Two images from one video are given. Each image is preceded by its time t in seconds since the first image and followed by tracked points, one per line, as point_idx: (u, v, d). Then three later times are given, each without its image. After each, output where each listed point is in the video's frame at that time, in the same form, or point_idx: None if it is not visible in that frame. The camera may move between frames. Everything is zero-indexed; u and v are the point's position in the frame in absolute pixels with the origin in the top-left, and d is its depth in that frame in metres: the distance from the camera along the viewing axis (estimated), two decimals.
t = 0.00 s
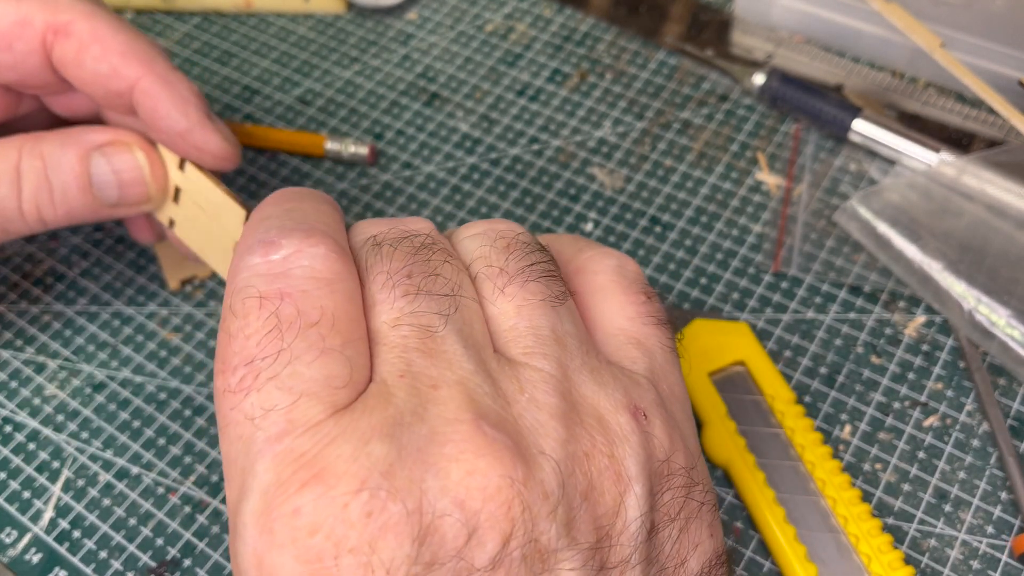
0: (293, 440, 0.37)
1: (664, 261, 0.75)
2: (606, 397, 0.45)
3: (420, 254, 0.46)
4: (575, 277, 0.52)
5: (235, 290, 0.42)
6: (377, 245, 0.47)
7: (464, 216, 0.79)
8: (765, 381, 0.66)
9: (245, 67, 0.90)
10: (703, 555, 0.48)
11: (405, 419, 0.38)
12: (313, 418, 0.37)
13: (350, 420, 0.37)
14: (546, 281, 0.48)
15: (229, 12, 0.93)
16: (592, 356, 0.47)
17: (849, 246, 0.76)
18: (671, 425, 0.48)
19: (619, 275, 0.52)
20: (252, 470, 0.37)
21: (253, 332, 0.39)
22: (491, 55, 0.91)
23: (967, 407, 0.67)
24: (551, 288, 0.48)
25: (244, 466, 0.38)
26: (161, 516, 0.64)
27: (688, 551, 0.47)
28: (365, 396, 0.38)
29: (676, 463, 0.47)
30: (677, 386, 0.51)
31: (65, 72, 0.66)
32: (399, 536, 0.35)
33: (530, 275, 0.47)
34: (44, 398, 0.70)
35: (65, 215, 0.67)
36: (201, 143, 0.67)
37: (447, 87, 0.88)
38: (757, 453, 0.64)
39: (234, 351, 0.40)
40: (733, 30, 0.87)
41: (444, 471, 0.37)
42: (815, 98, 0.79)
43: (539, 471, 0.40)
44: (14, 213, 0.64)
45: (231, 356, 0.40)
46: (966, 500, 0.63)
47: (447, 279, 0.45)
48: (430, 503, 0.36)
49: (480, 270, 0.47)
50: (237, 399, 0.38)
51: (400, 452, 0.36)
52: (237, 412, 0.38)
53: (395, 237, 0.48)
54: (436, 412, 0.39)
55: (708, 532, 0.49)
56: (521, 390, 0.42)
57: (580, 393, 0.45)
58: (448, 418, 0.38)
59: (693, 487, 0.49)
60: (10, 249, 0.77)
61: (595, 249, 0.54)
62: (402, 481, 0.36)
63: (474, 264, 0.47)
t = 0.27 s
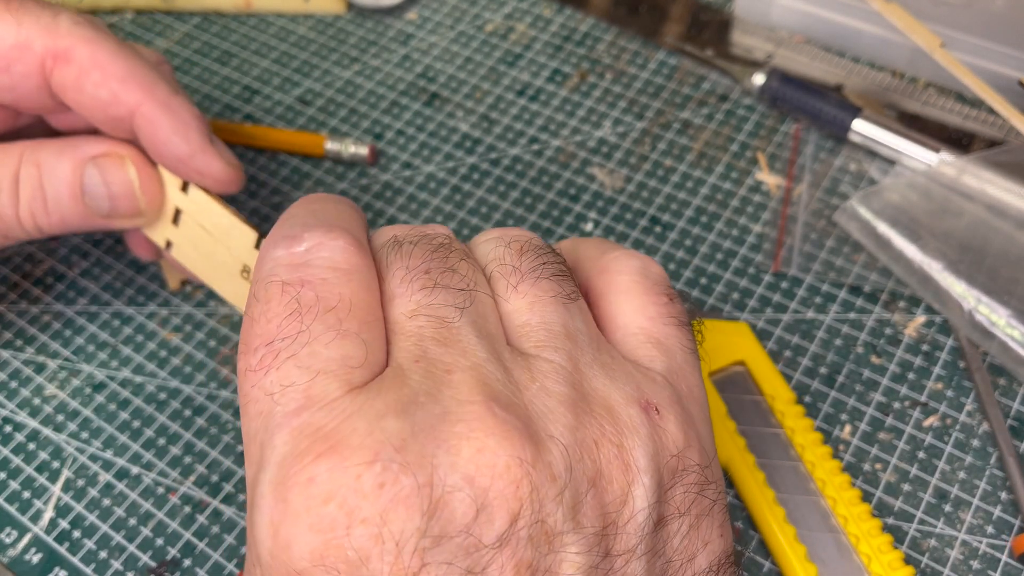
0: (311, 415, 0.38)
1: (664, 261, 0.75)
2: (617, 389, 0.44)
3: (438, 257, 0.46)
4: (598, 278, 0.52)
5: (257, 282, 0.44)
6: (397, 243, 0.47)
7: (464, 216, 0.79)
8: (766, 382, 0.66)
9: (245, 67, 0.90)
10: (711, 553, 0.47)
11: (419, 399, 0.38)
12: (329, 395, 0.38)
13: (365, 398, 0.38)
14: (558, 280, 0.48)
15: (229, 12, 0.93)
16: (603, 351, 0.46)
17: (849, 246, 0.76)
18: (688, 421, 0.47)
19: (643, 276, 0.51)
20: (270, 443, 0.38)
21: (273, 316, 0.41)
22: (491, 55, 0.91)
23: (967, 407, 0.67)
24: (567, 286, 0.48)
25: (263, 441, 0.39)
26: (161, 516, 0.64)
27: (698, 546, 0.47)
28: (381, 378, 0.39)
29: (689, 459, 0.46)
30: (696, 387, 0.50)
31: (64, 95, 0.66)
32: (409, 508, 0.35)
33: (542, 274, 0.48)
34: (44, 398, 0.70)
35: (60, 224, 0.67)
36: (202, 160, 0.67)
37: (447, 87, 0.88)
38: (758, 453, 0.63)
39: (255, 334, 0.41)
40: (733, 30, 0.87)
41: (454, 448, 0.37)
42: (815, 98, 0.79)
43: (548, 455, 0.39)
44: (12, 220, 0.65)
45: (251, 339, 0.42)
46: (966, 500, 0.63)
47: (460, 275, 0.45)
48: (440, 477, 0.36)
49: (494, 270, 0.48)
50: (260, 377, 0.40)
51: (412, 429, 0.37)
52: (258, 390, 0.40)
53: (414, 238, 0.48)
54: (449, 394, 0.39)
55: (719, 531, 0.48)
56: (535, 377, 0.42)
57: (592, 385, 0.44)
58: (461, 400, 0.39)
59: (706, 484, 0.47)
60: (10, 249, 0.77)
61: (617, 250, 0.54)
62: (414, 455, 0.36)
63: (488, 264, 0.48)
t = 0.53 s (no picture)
0: (344, 405, 0.40)
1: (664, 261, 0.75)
2: (665, 404, 0.44)
3: (478, 247, 0.47)
4: (655, 280, 0.52)
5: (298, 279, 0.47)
6: (439, 235, 0.48)
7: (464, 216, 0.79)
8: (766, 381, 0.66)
9: (246, 67, 0.90)
10: None
11: (453, 399, 0.39)
12: (361, 387, 0.40)
13: (399, 393, 0.39)
14: (610, 281, 0.48)
15: (229, 12, 0.93)
16: (652, 359, 0.46)
17: (848, 246, 0.76)
18: (736, 441, 0.46)
19: (701, 285, 0.51)
20: (306, 429, 0.41)
21: (309, 311, 0.44)
22: (491, 55, 0.91)
23: (967, 407, 0.67)
24: (620, 288, 0.48)
25: (301, 427, 0.41)
26: (162, 516, 0.64)
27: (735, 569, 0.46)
28: (418, 374, 0.41)
29: (735, 481, 0.45)
30: (749, 404, 0.49)
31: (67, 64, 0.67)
32: (435, 508, 0.36)
33: (596, 274, 0.48)
34: (44, 398, 0.70)
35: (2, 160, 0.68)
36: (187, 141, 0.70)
37: (447, 87, 0.88)
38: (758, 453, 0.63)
39: (293, 326, 0.44)
40: (733, 31, 0.87)
41: (485, 451, 0.38)
42: (814, 98, 0.79)
43: (585, 465, 0.39)
44: None
45: (289, 331, 0.44)
46: (966, 500, 0.63)
47: (504, 270, 0.46)
48: (468, 480, 0.37)
49: (544, 265, 0.48)
50: (295, 367, 0.43)
51: (444, 430, 0.38)
52: (292, 379, 0.43)
53: (458, 226, 0.49)
54: (484, 396, 0.40)
55: (757, 555, 0.47)
56: (577, 384, 0.42)
57: (638, 397, 0.44)
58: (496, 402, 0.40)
59: (750, 506, 0.47)
60: (10, 250, 0.77)
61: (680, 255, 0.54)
62: (443, 456, 0.37)
63: (539, 257, 0.48)
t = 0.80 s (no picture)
0: (352, 394, 0.40)
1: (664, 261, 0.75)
2: (673, 410, 0.44)
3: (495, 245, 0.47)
4: (673, 284, 0.52)
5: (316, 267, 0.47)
6: (456, 230, 0.48)
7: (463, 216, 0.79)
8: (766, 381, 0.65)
9: (246, 67, 0.90)
10: None
11: (461, 394, 0.39)
12: (370, 376, 0.40)
13: (407, 385, 0.39)
14: (625, 283, 0.48)
15: (229, 12, 0.93)
16: (662, 362, 0.46)
17: (848, 246, 0.76)
18: (744, 448, 0.46)
19: (717, 292, 0.51)
20: (314, 416, 0.41)
21: (324, 300, 0.44)
22: (491, 55, 0.91)
23: (967, 407, 0.67)
24: (634, 291, 0.48)
25: (309, 413, 0.41)
26: (162, 516, 0.64)
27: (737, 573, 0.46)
28: (428, 367, 0.41)
29: (743, 487, 0.45)
30: (760, 412, 0.49)
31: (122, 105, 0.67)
32: (436, 500, 0.37)
33: (611, 277, 0.47)
34: (44, 398, 0.70)
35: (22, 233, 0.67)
36: (214, 187, 0.73)
37: (447, 87, 0.88)
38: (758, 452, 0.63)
39: (307, 316, 0.44)
40: (733, 30, 0.87)
41: (489, 446, 0.38)
42: (814, 98, 0.79)
43: (587, 464, 0.39)
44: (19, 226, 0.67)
45: (304, 320, 0.44)
46: (966, 500, 0.63)
47: (517, 266, 0.46)
48: (470, 474, 0.37)
49: (560, 264, 0.48)
50: (307, 356, 0.43)
51: (448, 423, 0.38)
52: (304, 368, 0.43)
53: (474, 222, 0.48)
54: (492, 392, 0.40)
55: (763, 562, 0.47)
56: (586, 384, 0.42)
57: (647, 399, 0.44)
58: (503, 399, 0.40)
59: (757, 513, 0.47)
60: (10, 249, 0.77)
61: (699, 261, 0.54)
62: (447, 449, 0.37)
63: (556, 256, 0.48)
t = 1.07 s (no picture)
0: (339, 395, 0.40)
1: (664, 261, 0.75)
2: (657, 401, 0.44)
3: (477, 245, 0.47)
4: (650, 284, 0.52)
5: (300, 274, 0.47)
6: (437, 234, 0.48)
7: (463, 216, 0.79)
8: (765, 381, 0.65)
9: (246, 67, 0.90)
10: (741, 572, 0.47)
11: (447, 391, 0.39)
12: (357, 376, 0.40)
13: (393, 384, 0.39)
14: (607, 281, 0.48)
15: (229, 12, 0.93)
16: (646, 358, 0.46)
17: (849, 246, 0.76)
18: (729, 438, 0.46)
19: (694, 289, 0.51)
20: (303, 419, 0.41)
21: (308, 304, 0.44)
22: (491, 55, 0.91)
23: (967, 407, 0.67)
24: (614, 288, 0.48)
25: (298, 416, 0.41)
26: (162, 516, 0.64)
27: (728, 563, 0.47)
28: (412, 367, 0.41)
29: (728, 477, 0.45)
30: (743, 403, 0.49)
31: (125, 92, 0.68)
32: (425, 496, 0.37)
33: (591, 274, 0.48)
34: (44, 398, 0.70)
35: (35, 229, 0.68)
36: (223, 167, 0.73)
37: (447, 87, 0.88)
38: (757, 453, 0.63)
39: (292, 321, 0.44)
40: (733, 30, 0.87)
41: (476, 442, 0.38)
42: (814, 98, 0.79)
43: (574, 458, 0.39)
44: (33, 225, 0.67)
45: (290, 324, 0.44)
46: (966, 500, 0.63)
47: (499, 267, 0.46)
48: (458, 470, 0.37)
49: (541, 263, 0.48)
50: (294, 360, 0.43)
51: (435, 420, 0.38)
52: (292, 372, 0.43)
53: (456, 224, 0.49)
54: (478, 389, 0.40)
55: (751, 552, 0.47)
56: (570, 379, 0.42)
57: (630, 393, 0.44)
58: (489, 396, 0.40)
59: (744, 502, 0.47)
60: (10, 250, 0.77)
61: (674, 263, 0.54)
62: (434, 446, 0.37)
63: (536, 256, 0.48)
